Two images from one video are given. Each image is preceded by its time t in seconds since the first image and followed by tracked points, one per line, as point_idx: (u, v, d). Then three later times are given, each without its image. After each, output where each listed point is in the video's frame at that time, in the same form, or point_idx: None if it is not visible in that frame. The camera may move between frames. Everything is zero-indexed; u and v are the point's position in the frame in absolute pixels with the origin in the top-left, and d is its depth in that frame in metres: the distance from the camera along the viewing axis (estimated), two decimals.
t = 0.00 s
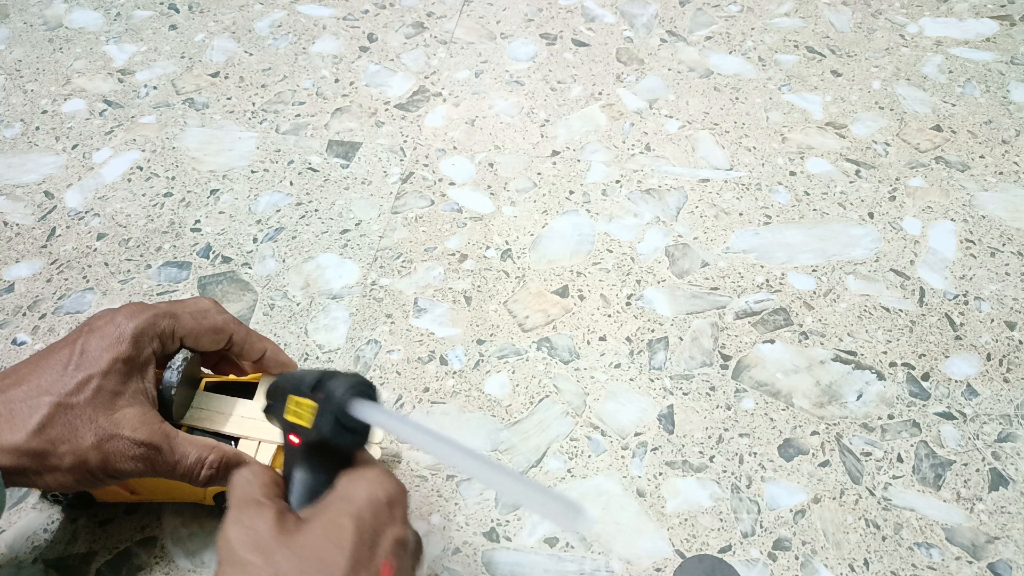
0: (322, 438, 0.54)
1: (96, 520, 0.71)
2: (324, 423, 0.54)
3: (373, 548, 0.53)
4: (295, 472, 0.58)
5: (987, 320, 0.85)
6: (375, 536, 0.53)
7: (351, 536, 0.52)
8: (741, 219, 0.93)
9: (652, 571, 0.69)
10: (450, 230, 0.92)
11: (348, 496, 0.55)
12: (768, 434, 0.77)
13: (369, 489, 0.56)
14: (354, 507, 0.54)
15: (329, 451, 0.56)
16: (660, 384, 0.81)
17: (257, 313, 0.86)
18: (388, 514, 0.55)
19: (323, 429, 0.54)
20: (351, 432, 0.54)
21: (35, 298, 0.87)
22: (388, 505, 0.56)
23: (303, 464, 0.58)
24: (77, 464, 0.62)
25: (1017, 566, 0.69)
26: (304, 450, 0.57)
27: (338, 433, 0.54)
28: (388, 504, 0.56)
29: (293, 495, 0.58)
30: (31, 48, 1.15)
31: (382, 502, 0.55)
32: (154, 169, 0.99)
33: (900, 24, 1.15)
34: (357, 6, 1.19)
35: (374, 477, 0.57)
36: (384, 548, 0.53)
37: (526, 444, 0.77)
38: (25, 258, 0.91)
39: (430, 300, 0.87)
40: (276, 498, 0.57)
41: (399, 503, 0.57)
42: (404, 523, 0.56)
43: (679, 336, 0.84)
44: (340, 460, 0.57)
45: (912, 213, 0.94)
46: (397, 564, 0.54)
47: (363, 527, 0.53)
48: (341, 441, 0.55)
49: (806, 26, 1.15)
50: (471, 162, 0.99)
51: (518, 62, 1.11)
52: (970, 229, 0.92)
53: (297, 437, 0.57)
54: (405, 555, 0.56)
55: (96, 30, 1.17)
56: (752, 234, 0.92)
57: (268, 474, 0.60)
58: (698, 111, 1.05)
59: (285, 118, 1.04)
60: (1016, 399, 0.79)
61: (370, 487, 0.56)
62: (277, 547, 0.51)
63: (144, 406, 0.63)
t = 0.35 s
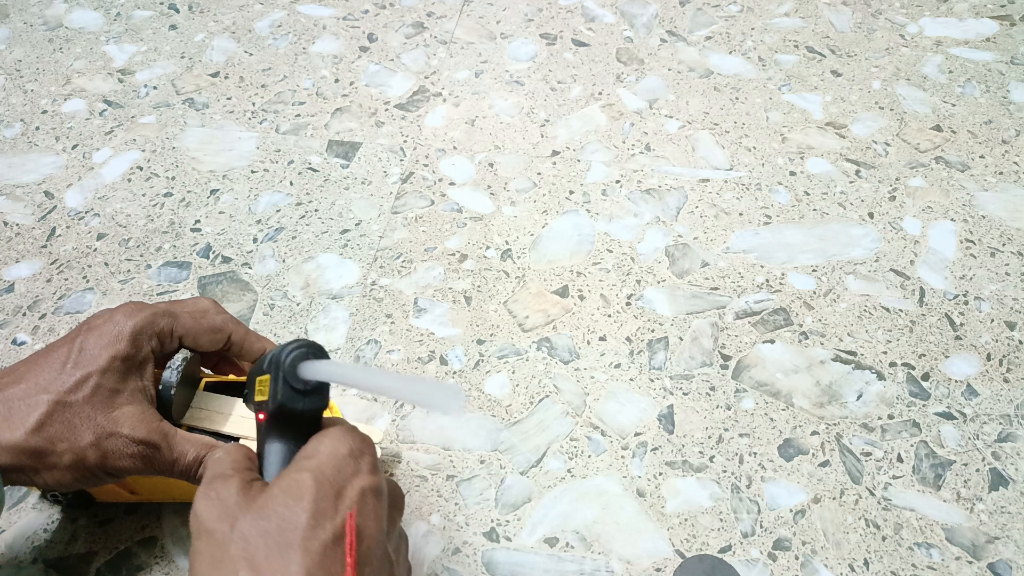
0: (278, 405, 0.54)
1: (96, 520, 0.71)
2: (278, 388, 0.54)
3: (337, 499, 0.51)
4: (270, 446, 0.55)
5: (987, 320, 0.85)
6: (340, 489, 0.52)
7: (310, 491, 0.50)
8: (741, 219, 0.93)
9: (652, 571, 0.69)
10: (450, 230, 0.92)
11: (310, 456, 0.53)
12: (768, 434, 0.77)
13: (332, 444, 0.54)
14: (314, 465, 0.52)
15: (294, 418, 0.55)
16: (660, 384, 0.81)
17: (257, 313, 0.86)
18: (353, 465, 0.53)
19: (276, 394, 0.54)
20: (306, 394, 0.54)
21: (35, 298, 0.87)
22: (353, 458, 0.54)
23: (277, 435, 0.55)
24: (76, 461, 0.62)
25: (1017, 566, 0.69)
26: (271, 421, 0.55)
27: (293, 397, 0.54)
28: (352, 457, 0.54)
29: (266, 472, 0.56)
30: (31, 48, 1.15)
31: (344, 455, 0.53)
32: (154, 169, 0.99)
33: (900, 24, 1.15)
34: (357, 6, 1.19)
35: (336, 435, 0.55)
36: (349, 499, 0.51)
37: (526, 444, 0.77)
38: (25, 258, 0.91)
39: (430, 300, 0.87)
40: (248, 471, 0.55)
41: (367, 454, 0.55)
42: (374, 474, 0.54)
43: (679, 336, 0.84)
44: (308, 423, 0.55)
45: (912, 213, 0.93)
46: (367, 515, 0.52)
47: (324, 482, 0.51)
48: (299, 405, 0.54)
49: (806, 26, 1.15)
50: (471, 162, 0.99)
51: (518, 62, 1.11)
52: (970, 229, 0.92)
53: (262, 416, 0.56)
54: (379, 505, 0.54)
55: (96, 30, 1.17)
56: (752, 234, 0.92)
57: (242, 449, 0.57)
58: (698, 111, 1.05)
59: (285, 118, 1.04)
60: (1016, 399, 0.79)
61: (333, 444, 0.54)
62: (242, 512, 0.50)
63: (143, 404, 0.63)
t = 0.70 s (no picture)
0: (261, 392, 0.51)
1: (96, 520, 0.71)
2: (259, 373, 0.51)
3: (319, 478, 0.50)
4: (260, 432, 0.54)
5: (987, 320, 0.85)
6: (322, 467, 0.51)
7: (291, 471, 0.50)
8: (741, 219, 0.93)
9: (652, 571, 0.69)
10: (450, 230, 0.92)
11: (294, 438, 0.52)
12: (768, 434, 0.77)
13: (314, 424, 0.52)
14: (296, 447, 0.51)
15: (279, 404, 0.52)
16: (660, 384, 0.81)
17: (257, 313, 0.86)
18: (336, 443, 0.52)
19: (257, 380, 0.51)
20: (292, 377, 0.51)
21: (35, 298, 0.87)
22: (337, 436, 0.53)
23: (266, 421, 0.53)
24: (76, 460, 0.62)
25: (1017, 566, 0.69)
26: (259, 407, 0.53)
27: (276, 382, 0.51)
28: (337, 434, 0.53)
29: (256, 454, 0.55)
30: (31, 48, 1.15)
31: (327, 433, 0.52)
32: (154, 169, 0.99)
33: (900, 24, 1.15)
34: (357, 6, 1.19)
35: (322, 412, 0.54)
36: (332, 478, 0.51)
37: (526, 444, 0.77)
38: (25, 258, 0.91)
39: (430, 300, 0.87)
40: (236, 457, 0.54)
41: (352, 431, 0.54)
42: (358, 450, 0.53)
43: (679, 336, 0.84)
44: (296, 407, 0.53)
45: (912, 213, 0.93)
46: (351, 492, 0.51)
47: (306, 462, 0.51)
48: (283, 390, 0.52)
49: (806, 26, 1.15)
50: (471, 162, 0.99)
51: (518, 62, 1.11)
52: (970, 229, 0.92)
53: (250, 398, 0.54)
54: (365, 479, 0.53)
55: (96, 30, 1.17)
56: (752, 234, 0.92)
57: (231, 438, 0.56)
58: (698, 111, 1.05)
59: (285, 118, 1.04)
60: (1016, 399, 0.79)
61: (316, 424, 0.53)
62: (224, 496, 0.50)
63: (143, 403, 0.63)
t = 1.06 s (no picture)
0: (238, 374, 0.55)
1: (96, 520, 0.71)
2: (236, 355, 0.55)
3: (295, 452, 0.53)
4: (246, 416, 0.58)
5: (987, 320, 0.85)
6: (298, 442, 0.54)
7: (266, 446, 0.52)
8: (741, 219, 0.93)
9: (652, 571, 0.69)
10: (450, 230, 0.92)
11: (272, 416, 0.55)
12: (768, 434, 0.77)
13: (291, 403, 0.55)
14: (273, 423, 0.54)
15: (257, 386, 0.56)
16: (660, 384, 0.81)
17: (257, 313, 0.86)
18: (313, 419, 0.55)
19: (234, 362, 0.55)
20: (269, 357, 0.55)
21: (35, 298, 0.87)
22: (314, 412, 0.56)
23: (249, 406, 0.57)
24: (76, 460, 0.62)
25: (1017, 566, 0.69)
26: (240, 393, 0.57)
27: (252, 362, 0.55)
28: (315, 411, 0.56)
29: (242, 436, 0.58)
30: (31, 48, 1.15)
31: (305, 409, 0.55)
32: (154, 169, 0.99)
33: (900, 24, 1.15)
34: (357, 6, 1.19)
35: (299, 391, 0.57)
36: (309, 451, 0.54)
37: (526, 444, 0.77)
38: (25, 258, 0.91)
39: (430, 300, 0.87)
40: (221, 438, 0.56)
41: (330, 407, 0.57)
42: (336, 424, 0.56)
43: (679, 336, 0.84)
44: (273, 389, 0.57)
45: (912, 213, 0.93)
46: (328, 463, 0.54)
47: (281, 437, 0.53)
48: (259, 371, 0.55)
49: (806, 26, 1.15)
50: (471, 162, 0.99)
51: (518, 61, 1.11)
52: (970, 229, 0.92)
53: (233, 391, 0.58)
54: (343, 452, 0.55)
55: (96, 30, 1.17)
56: (752, 234, 0.92)
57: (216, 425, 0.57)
58: (698, 111, 1.05)
59: (285, 118, 1.04)
60: (1016, 399, 0.79)
61: (294, 401, 0.55)
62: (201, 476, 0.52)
63: (142, 403, 0.63)
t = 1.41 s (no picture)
0: (221, 370, 0.52)
1: (96, 520, 0.71)
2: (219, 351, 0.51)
3: (272, 441, 0.53)
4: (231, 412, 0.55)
5: (987, 320, 0.85)
6: (276, 430, 0.54)
7: (242, 435, 0.53)
8: (741, 219, 0.93)
9: (652, 571, 0.69)
10: (450, 230, 0.92)
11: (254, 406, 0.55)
12: (768, 434, 0.77)
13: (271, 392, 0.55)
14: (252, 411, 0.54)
15: (244, 380, 0.53)
16: (661, 384, 0.81)
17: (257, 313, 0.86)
18: (293, 407, 0.56)
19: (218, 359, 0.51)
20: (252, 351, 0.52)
21: (35, 298, 0.87)
22: (294, 401, 0.56)
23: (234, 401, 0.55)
24: (74, 462, 0.62)
25: (1017, 566, 0.69)
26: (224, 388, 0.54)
27: (236, 357, 0.51)
28: (295, 399, 0.56)
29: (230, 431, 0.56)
30: (31, 48, 1.15)
31: (285, 397, 0.56)
32: (154, 169, 0.99)
33: (900, 24, 1.15)
34: (357, 6, 1.19)
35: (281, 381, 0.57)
36: (287, 439, 0.54)
37: (526, 444, 0.77)
38: (25, 258, 0.91)
39: (430, 300, 0.87)
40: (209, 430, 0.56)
41: (309, 396, 0.57)
42: (317, 412, 0.57)
43: (679, 336, 0.84)
44: (259, 381, 0.53)
45: (912, 213, 0.94)
46: (306, 450, 0.54)
47: (259, 426, 0.54)
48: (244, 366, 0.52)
49: (806, 26, 1.15)
50: (471, 162, 0.99)
51: (518, 62, 1.11)
52: (970, 229, 0.92)
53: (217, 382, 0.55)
54: (322, 438, 0.56)
55: (96, 30, 1.17)
56: (752, 234, 0.92)
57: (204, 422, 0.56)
58: (698, 111, 1.05)
59: (285, 118, 1.04)
60: (1016, 399, 0.79)
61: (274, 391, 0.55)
62: (179, 468, 0.52)
63: (140, 404, 0.63)
